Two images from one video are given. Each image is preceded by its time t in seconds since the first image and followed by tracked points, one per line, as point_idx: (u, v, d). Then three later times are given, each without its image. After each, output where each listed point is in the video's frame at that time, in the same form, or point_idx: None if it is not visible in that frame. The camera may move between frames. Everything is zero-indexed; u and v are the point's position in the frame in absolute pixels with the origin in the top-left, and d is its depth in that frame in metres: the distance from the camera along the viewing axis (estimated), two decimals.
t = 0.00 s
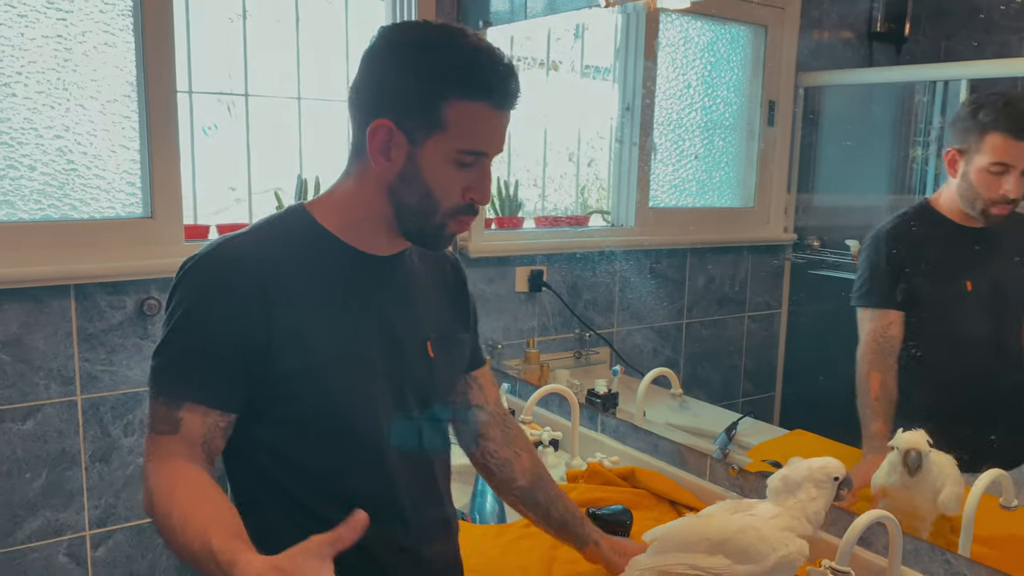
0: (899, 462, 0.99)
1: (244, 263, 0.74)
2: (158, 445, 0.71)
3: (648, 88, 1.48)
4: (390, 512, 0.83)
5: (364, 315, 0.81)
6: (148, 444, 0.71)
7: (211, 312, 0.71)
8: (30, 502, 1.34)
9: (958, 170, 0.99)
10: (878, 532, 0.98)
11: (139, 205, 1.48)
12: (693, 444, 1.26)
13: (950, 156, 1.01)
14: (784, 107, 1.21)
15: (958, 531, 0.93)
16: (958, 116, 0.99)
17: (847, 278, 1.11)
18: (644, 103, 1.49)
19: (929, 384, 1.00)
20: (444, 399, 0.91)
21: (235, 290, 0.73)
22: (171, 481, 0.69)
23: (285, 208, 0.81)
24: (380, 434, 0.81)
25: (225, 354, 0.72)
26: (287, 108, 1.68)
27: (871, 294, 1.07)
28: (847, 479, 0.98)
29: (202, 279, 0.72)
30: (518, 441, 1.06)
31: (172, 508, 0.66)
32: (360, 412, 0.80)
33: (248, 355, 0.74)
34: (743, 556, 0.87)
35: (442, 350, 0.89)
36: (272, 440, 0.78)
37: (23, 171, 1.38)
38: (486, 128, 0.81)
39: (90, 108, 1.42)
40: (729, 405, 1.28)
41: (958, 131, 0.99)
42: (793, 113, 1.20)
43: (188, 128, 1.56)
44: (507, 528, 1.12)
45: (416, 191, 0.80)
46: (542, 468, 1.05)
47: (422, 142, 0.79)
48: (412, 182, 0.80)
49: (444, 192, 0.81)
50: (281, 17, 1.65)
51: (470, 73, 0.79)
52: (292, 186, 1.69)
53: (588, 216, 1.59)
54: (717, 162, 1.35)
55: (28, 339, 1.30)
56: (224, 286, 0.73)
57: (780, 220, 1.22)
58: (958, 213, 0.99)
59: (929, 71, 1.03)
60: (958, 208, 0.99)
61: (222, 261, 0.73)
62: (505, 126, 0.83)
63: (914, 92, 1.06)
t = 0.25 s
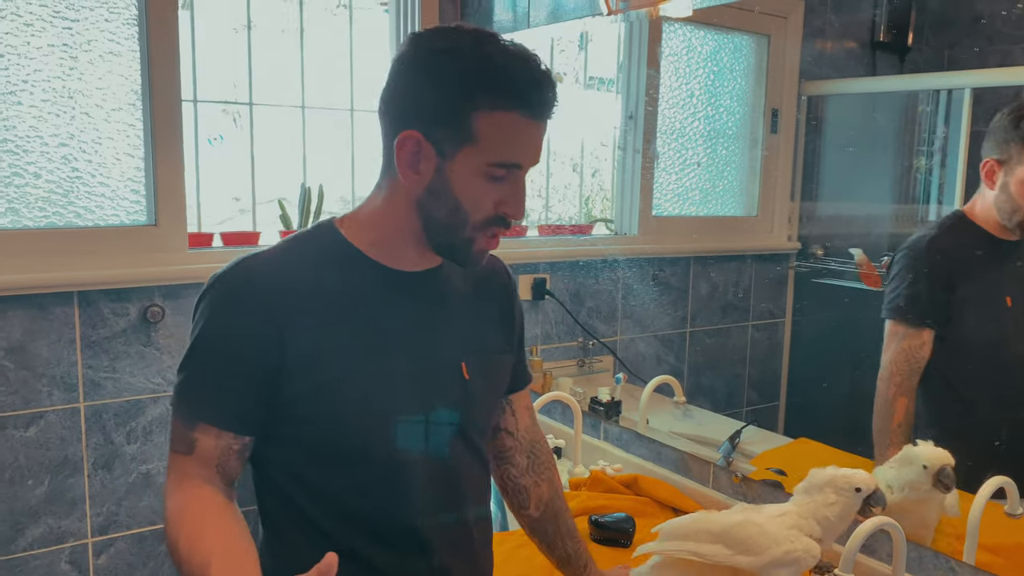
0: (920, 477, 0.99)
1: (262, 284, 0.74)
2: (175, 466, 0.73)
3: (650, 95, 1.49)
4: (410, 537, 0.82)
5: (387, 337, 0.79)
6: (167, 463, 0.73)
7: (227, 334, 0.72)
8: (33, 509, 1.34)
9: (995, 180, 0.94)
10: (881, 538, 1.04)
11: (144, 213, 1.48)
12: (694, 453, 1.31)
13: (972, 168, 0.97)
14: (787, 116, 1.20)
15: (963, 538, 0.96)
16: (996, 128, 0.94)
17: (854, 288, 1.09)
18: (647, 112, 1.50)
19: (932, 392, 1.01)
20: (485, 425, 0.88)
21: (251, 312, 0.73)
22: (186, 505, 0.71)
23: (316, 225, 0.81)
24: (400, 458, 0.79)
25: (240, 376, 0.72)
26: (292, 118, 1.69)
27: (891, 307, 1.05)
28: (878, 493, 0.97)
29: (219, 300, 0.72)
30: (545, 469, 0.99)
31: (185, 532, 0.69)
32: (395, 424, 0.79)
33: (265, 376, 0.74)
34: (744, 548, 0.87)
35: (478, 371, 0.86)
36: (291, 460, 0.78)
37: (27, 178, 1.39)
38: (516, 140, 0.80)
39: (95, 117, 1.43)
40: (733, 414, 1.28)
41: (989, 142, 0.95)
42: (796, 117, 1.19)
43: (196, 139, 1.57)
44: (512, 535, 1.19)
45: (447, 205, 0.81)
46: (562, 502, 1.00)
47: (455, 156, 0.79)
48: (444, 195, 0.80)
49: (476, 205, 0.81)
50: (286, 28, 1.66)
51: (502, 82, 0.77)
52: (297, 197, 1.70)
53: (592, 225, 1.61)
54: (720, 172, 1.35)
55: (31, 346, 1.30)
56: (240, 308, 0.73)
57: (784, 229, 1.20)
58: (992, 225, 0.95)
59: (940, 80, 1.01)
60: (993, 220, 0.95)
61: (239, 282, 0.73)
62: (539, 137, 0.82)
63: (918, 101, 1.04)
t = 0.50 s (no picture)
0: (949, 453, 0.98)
1: (280, 286, 0.74)
2: (198, 473, 0.73)
3: (650, 97, 1.49)
4: (430, 543, 0.80)
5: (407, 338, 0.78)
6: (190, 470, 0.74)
7: (245, 334, 0.72)
8: (30, 510, 1.34)
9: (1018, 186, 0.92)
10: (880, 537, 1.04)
11: (143, 213, 1.48)
12: (693, 453, 1.33)
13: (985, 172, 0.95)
14: (788, 119, 1.20)
15: (964, 539, 0.97)
16: (998, 129, 0.94)
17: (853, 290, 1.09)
18: (647, 115, 1.50)
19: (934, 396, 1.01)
20: (511, 426, 0.86)
21: (269, 313, 0.73)
22: (212, 510, 0.71)
23: (338, 227, 0.81)
24: (420, 462, 0.77)
25: (257, 378, 0.72)
26: (292, 121, 1.69)
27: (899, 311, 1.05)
28: (915, 462, 0.98)
29: (239, 302, 0.73)
30: (558, 470, 0.99)
31: (213, 532, 0.69)
32: (409, 433, 0.76)
33: (283, 378, 0.74)
34: (773, 510, 0.98)
35: (500, 372, 0.85)
36: (309, 464, 0.77)
37: (27, 179, 1.38)
38: (521, 114, 0.76)
39: (94, 117, 1.43)
40: (733, 417, 1.28)
41: (1004, 150, 0.94)
42: (796, 118, 1.18)
43: (198, 143, 1.58)
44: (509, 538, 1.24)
45: (448, 186, 0.77)
46: (570, 503, 0.99)
47: (456, 133, 0.76)
48: (445, 175, 0.77)
49: (478, 187, 0.76)
50: (287, 32, 1.66)
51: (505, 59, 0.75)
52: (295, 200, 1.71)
53: (592, 227, 1.60)
54: (721, 175, 1.35)
55: (29, 346, 1.30)
56: (259, 310, 0.73)
57: (784, 231, 1.20)
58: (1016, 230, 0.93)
59: (944, 82, 0.99)
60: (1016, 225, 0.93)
61: (258, 283, 0.74)
62: (550, 117, 0.78)
63: (918, 106, 1.02)
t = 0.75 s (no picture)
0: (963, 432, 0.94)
1: (293, 278, 0.74)
2: (215, 465, 0.74)
3: (648, 96, 1.49)
4: (438, 540, 0.79)
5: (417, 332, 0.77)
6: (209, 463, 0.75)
7: (257, 325, 0.72)
8: (26, 510, 1.33)
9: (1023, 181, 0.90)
10: (877, 536, 1.04)
11: (139, 213, 1.47)
12: (690, 452, 1.32)
13: (985, 176, 0.95)
14: (786, 119, 1.19)
15: (961, 537, 0.95)
16: (980, 131, 0.95)
17: (850, 290, 1.10)
18: (646, 116, 1.49)
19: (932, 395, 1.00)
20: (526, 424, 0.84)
21: (281, 305, 0.73)
22: (230, 502, 0.71)
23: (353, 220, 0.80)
24: (428, 458, 0.77)
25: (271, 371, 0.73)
26: (291, 122, 1.69)
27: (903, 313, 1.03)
28: (924, 440, 0.93)
29: (253, 293, 0.73)
30: (566, 469, 0.98)
31: (233, 521, 0.69)
32: (411, 437, 0.76)
33: (293, 371, 0.74)
34: (775, 492, 0.97)
35: (515, 368, 0.83)
36: (319, 459, 0.77)
37: (23, 178, 1.38)
38: (503, 74, 0.77)
39: (91, 116, 1.42)
40: (733, 417, 1.27)
41: (1006, 151, 0.92)
42: (795, 118, 1.18)
43: (197, 143, 1.58)
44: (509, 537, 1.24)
45: (436, 150, 0.77)
46: (576, 501, 0.99)
47: (443, 99, 0.77)
48: (433, 141, 0.78)
49: (463, 149, 0.76)
50: (286, 34, 1.65)
51: (489, 25, 0.77)
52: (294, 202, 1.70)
53: (591, 228, 1.60)
54: (719, 175, 1.34)
55: (25, 345, 1.29)
56: (272, 301, 0.73)
57: (783, 231, 1.20)
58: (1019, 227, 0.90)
59: (932, 83, 1.01)
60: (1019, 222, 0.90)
61: (271, 275, 0.74)
62: (534, 79, 0.78)
63: (917, 106, 1.03)
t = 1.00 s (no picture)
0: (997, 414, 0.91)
1: (304, 275, 0.74)
2: (225, 463, 0.73)
3: (646, 96, 1.49)
4: (445, 538, 0.79)
5: (428, 329, 0.77)
6: (218, 461, 0.74)
7: (267, 323, 0.72)
8: (21, 511, 1.33)
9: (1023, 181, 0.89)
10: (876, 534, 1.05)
11: (135, 213, 1.47)
12: (688, 452, 1.32)
13: (982, 177, 0.93)
14: (784, 119, 1.19)
15: (958, 536, 0.96)
16: (974, 131, 0.94)
17: (848, 290, 1.09)
18: (643, 116, 1.49)
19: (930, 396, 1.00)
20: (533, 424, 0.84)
21: (291, 302, 0.72)
22: (242, 500, 0.71)
23: (362, 221, 0.80)
24: (439, 455, 0.76)
25: (281, 369, 0.72)
26: (289, 123, 1.69)
27: (900, 311, 1.02)
28: (930, 423, 0.90)
29: (263, 290, 0.72)
30: (568, 467, 0.99)
31: (242, 519, 0.68)
32: (414, 441, 0.75)
33: (303, 369, 0.74)
34: (784, 490, 0.97)
35: (525, 366, 0.83)
36: (327, 456, 0.76)
37: (18, 177, 1.37)
38: (510, 67, 0.77)
39: (88, 116, 1.42)
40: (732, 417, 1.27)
41: (1005, 151, 0.90)
42: (793, 118, 1.18)
43: (193, 143, 1.58)
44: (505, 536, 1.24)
45: (445, 144, 0.77)
46: (576, 499, 0.99)
47: (453, 94, 0.78)
48: (443, 135, 0.78)
49: (471, 142, 0.76)
50: (284, 35, 1.65)
51: (496, 20, 0.78)
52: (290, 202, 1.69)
53: (588, 229, 1.60)
54: (717, 176, 1.34)
55: (20, 345, 1.29)
56: (282, 298, 0.72)
57: (781, 231, 1.20)
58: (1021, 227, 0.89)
59: (929, 83, 0.99)
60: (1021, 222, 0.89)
61: (282, 272, 0.73)
62: (542, 72, 0.78)
63: (914, 106, 1.01)
